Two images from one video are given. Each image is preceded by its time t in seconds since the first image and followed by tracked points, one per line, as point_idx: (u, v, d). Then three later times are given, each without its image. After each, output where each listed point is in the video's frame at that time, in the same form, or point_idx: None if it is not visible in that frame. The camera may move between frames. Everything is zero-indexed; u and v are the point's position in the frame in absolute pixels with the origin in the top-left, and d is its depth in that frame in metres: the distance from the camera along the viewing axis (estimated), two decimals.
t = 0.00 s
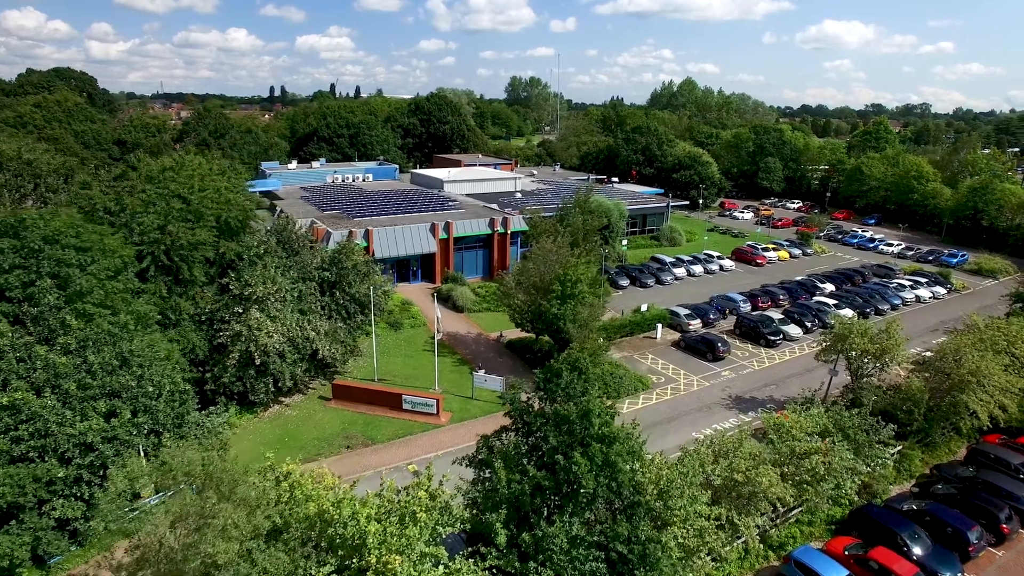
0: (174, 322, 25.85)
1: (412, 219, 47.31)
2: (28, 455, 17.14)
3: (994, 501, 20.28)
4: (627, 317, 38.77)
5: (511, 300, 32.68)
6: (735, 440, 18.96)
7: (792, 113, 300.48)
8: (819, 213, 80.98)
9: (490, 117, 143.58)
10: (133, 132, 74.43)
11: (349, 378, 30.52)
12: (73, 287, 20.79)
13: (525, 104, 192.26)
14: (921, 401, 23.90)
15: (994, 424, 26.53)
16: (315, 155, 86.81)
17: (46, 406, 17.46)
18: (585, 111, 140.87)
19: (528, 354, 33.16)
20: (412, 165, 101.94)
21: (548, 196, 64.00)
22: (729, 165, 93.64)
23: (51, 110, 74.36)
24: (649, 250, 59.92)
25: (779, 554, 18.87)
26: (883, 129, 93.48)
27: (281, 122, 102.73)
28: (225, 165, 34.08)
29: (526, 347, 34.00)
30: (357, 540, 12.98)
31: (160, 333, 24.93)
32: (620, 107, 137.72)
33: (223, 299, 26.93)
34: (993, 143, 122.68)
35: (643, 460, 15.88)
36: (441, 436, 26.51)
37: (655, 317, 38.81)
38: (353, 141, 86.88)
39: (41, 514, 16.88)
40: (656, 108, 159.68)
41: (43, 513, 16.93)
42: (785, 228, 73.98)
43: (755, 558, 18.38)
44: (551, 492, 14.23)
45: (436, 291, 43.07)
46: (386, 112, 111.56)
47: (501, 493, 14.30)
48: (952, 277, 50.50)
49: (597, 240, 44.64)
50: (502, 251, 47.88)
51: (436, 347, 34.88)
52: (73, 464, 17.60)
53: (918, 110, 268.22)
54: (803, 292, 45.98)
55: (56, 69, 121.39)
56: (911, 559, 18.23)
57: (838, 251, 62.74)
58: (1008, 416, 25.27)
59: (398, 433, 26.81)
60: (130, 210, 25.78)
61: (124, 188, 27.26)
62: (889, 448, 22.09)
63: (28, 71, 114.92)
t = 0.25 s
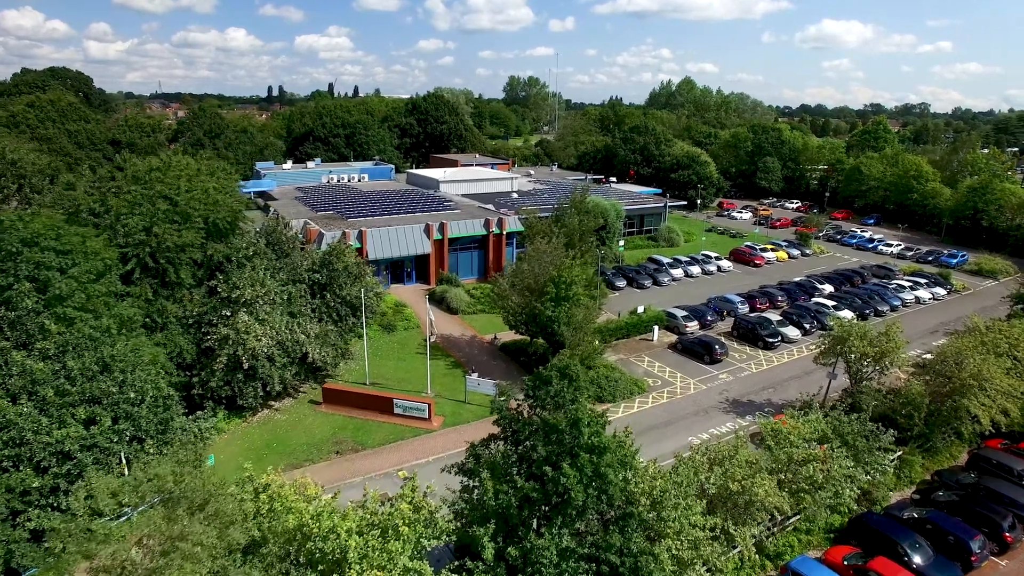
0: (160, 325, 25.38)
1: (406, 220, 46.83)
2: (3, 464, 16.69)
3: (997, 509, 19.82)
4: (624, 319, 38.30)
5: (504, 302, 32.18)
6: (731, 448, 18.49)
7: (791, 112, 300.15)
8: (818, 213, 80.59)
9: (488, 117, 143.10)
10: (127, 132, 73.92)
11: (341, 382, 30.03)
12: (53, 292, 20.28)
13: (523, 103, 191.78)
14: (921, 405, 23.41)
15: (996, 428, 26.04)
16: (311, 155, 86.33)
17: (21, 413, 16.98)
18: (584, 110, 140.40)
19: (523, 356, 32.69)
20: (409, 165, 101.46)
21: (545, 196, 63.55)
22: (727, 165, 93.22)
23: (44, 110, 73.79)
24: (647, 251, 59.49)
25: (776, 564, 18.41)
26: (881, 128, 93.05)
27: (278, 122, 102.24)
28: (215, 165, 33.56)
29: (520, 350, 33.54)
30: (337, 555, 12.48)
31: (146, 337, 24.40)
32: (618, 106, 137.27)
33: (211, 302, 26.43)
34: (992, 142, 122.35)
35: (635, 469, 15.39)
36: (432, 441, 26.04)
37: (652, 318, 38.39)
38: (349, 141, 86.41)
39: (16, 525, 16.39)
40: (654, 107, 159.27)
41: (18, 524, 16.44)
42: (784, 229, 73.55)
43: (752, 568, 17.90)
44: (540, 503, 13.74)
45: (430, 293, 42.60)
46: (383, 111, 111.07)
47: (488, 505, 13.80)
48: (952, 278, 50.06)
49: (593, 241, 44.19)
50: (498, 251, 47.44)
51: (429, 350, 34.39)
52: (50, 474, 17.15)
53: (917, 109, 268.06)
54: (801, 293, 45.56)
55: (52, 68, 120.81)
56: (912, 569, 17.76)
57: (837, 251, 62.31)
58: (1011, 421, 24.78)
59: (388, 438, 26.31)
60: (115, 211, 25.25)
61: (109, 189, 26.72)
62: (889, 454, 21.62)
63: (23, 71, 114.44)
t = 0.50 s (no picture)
0: (147, 329, 24.94)
1: (401, 221, 46.37)
2: None
3: (1001, 518, 19.32)
4: (620, 322, 37.83)
5: (498, 304, 31.68)
6: (728, 456, 17.99)
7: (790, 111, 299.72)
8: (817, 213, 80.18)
9: (486, 117, 142.65)
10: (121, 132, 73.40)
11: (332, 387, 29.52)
12: (31, 296, 19.77)
13: (522, 103, 191.29)
14: (922, 410, 22.86)
15: (999, 434, 25.52)
16: (307, 155, 85.86)
17: None
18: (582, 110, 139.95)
19: (517, 360, 32.26)
20: (406, 165, 100.96)
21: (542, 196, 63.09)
22: (726, 165, 92.76)
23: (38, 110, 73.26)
24: (645, 251, 59.03)
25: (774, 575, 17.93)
26: (881, 128, 92.59)
27: (274, 122, 101.75)
28: (204, 165, 33.00)
29: (515, 354, 33.09)
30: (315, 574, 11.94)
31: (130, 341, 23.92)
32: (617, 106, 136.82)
33: (199, 305, 25.91)
34: (992, 142, 121.96)
35: (628, 480, 14.87)
36: (424, 447, 25.57)
37: (649, 321, 37.90)
38: (345, 141, 85.96)
39: None
40: (653, 106, 158.83)
41: None
42: (783, 229, 73.09)
43: None
44: (528, 517, 13.23)
45: (425, 295, 42.12)
46: (380, 111, 110.58)
47: (474, 519, 13.28)
48: (952, 279, 49.57)
49: (589, 242, 43.73)
50: (493, 252, 46.97)
51: (423, 353, 33.90)
52: (24, 485, 16.74)
53: (916, 108, 267.90)
54: (800, 294, 45.12)
55: (47, 68, 120.30)
56: None
57: (837, 252, 61.85)
58: (1014, 426, 24.27)
59: (379, 445, 25.78)
60: (99, 213, 24.69)
61: (94, 191, 26.14)
62: (891, 462, 21.11)
63: (18, 70, 113.71)
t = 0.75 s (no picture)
0: (131, 334, 24.37)
1: (394, 223, 45.76)
2: None
3: (1007, 531, 18.71)
4: (616, 325, 37.23)
5: (491, 308, 31.08)
6: (724, 469, 17.38)
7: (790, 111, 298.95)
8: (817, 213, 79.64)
9: (484, 116, 142.02)
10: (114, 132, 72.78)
11: (321, 393, 28.88)
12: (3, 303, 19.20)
13: (521, 103, 190.61)
14: (925, 418, 22.15)
15: (1003, 441, 24.89)
16: (302, 156, 85.28)
17: None
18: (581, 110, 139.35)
19: (511, 365, 31.67)
20: (403, 165, 100.35)
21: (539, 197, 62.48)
22: (725, 165, 92.15)
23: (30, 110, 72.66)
24: (642, 253, 58.44)
25: None
26: (880, 127, 92.00)
27: (270, 122, 101.12)
28: (192, 167, 32.35)
29: (509, 358, 32.51)
30: None
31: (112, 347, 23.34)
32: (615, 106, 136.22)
33: (183, 309, 25.25)
34: (993, 142, 121.31)
35: (620, 496, 14.24)
36: (414, 455, 24.93)
37: (646, 324, 37.30)
38: (341, 141, 85.41)
39: None
40: (652, 106, 158.18)
41: None
42: (782, 229, 72.50)
43: None
44: (513, 537, 12.60)
45: (419, 298, 41.53)
46: (377, 111, 109.98)
47: (457, 538, 12.64)
48: (953, 280, 48.96)
49: (586, 244, 43.14)
50: (488, 254, 46.39)
51: (416, 358, 33.28)
52: None
53: (916, 108, 267.43)
54: (799, 296, 44.52)
55: (42, 68, 119.75)
56: None
57: (836, 253, 61.27)
58: (1019, 433, 23.65)
59: (368, 452, 25.15)
60: (79, 216, 24.02)
61: (75, 193, 25.44)
62: (892, 472, 20.49)
63: (13, 70, 113.11)
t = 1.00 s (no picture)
0: (121, 339, 23.86)
1: (393, 224, 45.29)
2: None
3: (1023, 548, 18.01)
4: (617, 329, 36.63)
5: (489, 312, 30.53)
6: (726, 482, 16.76)
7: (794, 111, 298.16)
8: (821, 214, 78.87)
9: (487, 116, 141.56)
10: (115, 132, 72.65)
11: (315, 398, 28.34)
12: None
13: (523, 103, 190.09)
14: (934, 427, 21.54)
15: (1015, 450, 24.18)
16: (302, 156, 84.92)
17: None
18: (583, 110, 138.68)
19: (510, 370, 31.14)
20: (405, 165, 99.92)
21: (540, 198, 61.92)
22: (729, 165, 91.42)
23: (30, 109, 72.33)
24: (644, 254, 57.83)
25: None
26: (886, 127, 91.15)
27: (271, 122, 100.87)
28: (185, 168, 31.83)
29: (507, 363, 31.97)
30: None
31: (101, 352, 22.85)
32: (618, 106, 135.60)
33: (175, 313, 24.72)
34: (999, 142, 120.26)
35: (617, 513, 13.63)
36: (409, 463, 24.33)
37: (647, 328, 36.71)
38: (341, 141, 85.05)
39: None
40: (655, 106, 157.49)
41: None
42: (786, 231, 71.80)
43: None
44: (503, 556, 11.99)
45: (417, 301, 41.02)
46: (378, 111, 109.55)
47: (444, 559, 12.01)
48: (961, 283, 48.20)
49: (586, 246, 42.59)
50: (488, 256, 45.85)
51: (413, 362, 32.76)
52: None
53: (922, 107, 265.84)
54: (803, 299, 43.85)
55: (45, 68, 119.85)
56: None
57: (841, 255, 60.54)
58: None
59: (362, 460, 24.59)
60: (67, 219, 23.47)
61: (64, 194, 24.86)
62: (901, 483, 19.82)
63: (15, 70, 113.21)
